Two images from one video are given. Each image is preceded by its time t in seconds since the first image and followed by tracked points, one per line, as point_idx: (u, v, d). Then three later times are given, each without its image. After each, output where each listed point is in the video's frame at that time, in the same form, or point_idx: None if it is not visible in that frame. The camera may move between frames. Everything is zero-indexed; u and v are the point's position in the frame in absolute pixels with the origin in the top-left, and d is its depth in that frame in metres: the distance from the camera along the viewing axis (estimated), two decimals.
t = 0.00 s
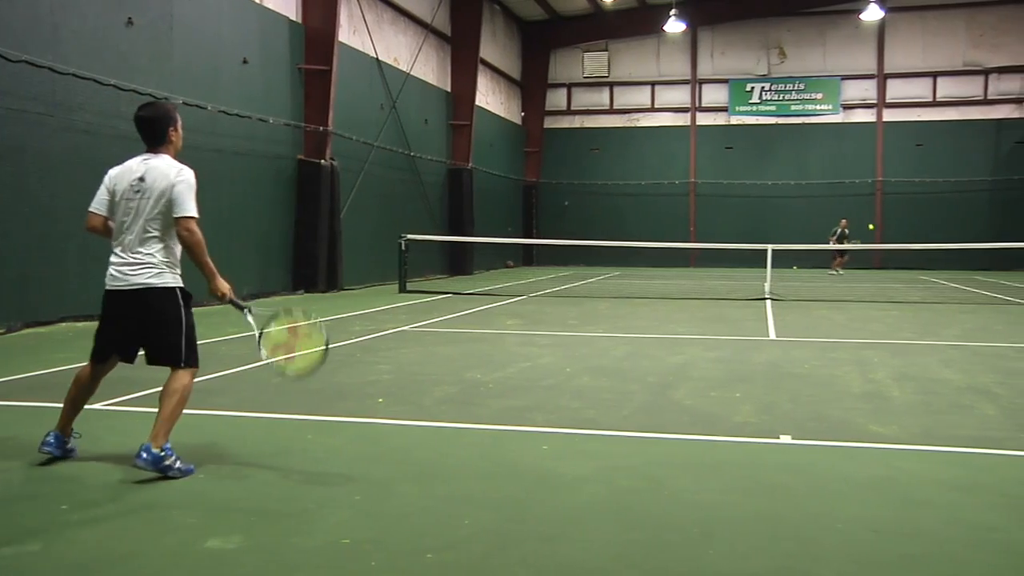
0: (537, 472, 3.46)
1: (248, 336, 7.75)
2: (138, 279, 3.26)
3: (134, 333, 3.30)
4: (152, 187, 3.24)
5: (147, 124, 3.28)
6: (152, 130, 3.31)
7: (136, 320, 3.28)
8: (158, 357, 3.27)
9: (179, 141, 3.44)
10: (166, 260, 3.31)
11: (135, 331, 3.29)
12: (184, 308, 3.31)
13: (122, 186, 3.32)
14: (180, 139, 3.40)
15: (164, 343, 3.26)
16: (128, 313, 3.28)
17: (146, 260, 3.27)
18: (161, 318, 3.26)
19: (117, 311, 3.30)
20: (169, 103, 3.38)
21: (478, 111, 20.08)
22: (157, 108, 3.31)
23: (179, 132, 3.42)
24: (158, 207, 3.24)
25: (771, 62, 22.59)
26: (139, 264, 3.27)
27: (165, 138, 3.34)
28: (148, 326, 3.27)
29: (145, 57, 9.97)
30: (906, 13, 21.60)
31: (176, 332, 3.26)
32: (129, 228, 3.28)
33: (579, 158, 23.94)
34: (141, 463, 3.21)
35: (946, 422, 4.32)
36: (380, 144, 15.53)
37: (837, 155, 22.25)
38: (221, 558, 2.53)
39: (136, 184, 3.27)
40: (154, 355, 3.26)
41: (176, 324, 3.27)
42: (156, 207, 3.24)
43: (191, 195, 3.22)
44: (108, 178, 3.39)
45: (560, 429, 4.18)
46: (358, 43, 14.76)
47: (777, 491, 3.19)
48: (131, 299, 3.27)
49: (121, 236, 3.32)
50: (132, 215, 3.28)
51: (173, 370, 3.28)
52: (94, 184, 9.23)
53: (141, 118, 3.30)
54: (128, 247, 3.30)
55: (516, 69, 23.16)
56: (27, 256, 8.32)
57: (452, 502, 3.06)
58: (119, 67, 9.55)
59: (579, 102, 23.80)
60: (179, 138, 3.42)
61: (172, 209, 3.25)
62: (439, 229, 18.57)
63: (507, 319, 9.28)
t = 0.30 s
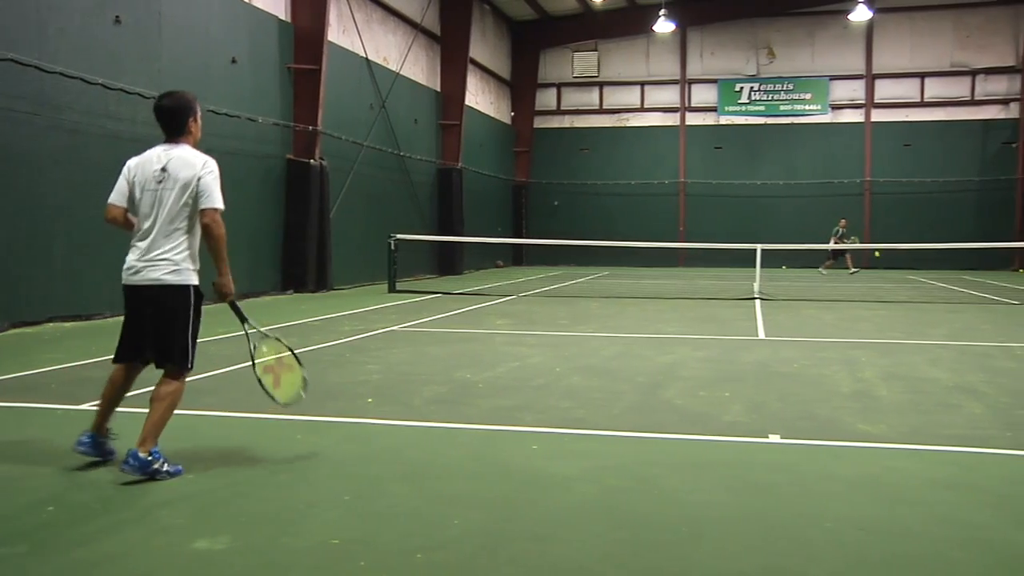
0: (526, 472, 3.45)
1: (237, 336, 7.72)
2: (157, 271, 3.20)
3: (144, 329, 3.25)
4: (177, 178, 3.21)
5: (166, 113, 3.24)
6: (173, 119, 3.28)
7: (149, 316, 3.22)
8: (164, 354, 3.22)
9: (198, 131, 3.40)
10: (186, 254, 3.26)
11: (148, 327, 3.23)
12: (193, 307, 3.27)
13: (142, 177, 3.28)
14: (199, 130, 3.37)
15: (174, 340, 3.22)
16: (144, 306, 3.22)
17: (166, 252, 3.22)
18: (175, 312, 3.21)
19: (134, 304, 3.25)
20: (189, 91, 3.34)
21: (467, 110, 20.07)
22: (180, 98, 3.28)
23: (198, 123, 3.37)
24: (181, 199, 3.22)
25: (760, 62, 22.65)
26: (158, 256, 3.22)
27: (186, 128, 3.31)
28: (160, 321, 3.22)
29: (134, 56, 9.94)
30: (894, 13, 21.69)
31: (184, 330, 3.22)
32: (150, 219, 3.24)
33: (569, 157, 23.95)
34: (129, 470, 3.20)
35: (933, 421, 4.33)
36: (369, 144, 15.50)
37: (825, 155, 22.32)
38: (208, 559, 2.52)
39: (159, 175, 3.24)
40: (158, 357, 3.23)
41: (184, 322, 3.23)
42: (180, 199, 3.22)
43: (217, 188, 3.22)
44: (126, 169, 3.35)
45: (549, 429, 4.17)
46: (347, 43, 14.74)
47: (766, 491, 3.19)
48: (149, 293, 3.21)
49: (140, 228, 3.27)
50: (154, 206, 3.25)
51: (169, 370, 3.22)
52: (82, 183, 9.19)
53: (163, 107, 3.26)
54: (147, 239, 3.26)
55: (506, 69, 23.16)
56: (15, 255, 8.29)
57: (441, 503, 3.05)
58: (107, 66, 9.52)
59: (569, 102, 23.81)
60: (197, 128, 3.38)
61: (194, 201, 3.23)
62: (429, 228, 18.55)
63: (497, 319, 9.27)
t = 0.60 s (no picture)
0: (515, 471, 3.45)
1: (225, 336, 7.71)
2: (175, 247, 3.21)
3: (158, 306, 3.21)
4: (192, 156, 3.25)
5: (180, 91, 3.30)
6: (187, 99, 3.33)
7: (167, 293, 3.19)
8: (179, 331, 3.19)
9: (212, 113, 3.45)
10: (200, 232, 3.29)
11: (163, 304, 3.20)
12: (209, 285, 3.28)
13: (155, 156, 3.31)
14: (213, 110, 3.43)
15: (189, 316, 3.21)
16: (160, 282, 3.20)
17: (182, 228, 3.24)
18: (192, 289, 3.22)
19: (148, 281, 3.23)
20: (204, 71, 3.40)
21: (456, 110, 20.06)
22: (194, 77, 3.33)
23: (212, 104, 3.43)
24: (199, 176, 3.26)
25: (748, 62, 22.72)
26: (174, 232, 3.23)
27: (200, 107, 3.37)
28: (174, 298, 3.20)
29: (120, 55, 9.89)
30: (881, 14, 21.80)
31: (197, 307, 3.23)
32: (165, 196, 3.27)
33: (558, 157, 23.97)
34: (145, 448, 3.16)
35: (921, 420, 4.36)
36: (357, 144, 15.48)
37: (813, 155, 22.39)
38: (196, 559, 2.51)
39: (173, 152, 3.28)
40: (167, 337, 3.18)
41: (200, 300, 3.24)
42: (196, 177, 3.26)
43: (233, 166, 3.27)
44: (138, 149, 3.37)
45: (537, 429, 4.17)
46: (336, 42, 14.74)
47: (754, 490, 3.19)
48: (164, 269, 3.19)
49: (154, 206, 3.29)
50: (169, 183, 3.27)
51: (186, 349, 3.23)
52: (69, 182, 9.15)
53: (177, 86, 3.31)
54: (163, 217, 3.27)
55: (494, 69, 23.16)
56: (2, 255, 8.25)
57: (430, 502, 3.05)
58: (94, 65, 9.49)
59: (557, 102, 23.83)
60: (211, 109, 3.44)
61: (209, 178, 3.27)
62: (418, 228, 18.54)
63: (486, 319, 9.28)
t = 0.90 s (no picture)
0: (501, 471, 3.45)
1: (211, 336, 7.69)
2: (187, 271, 3.11)
3: (181, 329, 3.15)
4: (200, 177, 3.11)
5: (193, 108, 3.18)
6: (198, 115, 3.19)
7: (189, 316, 3.12)
8: (208, 351, 3.17)
9: (226, 128, 3.30)
10: (211, 254, 3.16)
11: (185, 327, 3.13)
12: (231, 300, 3.19)
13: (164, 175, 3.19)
14: (226, 125, 3.27)
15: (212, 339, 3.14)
16: (177, 306, 3.13)
17: (194, 251, 3.13)
18: (211, 310, 3.12)
19: (166, 304, 3.16)
20: (214, 85, 3.24)
21: (441, 110, 20.04)
22: (202, 92, 3.18)
23: (226, 119, 3.28)
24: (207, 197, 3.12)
25: (733, 63, 22.78)
26: (187, 254, 3.13)
27: (212, 123, 3.22)
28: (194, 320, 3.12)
29: (103, 54, 9.82)
30: (865, 15, 21.91)
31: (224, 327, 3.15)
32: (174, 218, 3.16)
33: (543, 157, 23.99)
34: (150, 470, 3.28)
35: (904, 418, 4.40)
36: (343, 143, 15.44)
37: (798, 156, 22.47)
38: (180, 561, 2.50)
39: (181, 172, 3.14)
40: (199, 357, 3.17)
41: (225, 318, 3.16)
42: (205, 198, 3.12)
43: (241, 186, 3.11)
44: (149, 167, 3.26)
45: (522, 429, 4.17)
46: (321, 42, 14.71)
47: (737, 489, 3.21)
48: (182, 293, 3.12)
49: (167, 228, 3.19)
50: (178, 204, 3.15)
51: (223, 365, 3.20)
52: (52, 182, 9.10)
53: (187, 103, 3.17)
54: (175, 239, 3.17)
55: (480, 68, 23.16)
56: None
57: (415, 503, 3.05)
58: (77, 65, 9.43)
59: (543, 102, 23.85)
60: (225, 123, 3.29)
61: (217, 197, 3.12)
62: (403, 228, 18.52)
63: (472, 319, 9.27)
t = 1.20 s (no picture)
0: (487, 471, 3.45)
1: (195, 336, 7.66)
2: (211, 272, 3.12)
3: (209, 329, 3.14)
4: (223, 177, 3.12)
5: (213, 110, 3.17)
6: (218, 117, 3.19)
7: (215, 316, 3.12)
8: (240, 351, 3.13)
9: (249, 128, 3.29)
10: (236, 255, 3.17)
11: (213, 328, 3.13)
12: (259, 301, 3.17)
13: (188, 177, 3.20)
14: (248, 126, 3.27)
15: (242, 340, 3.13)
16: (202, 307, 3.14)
17: (219, 252, 3.14)
18: (235, 311, 3.12)
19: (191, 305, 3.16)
20: (235, 86, 3.23)
21: (427, 109, 20.03)
22: (223, 93, 3.18)
23: (247, 119, 3.27)
24: (230, 198, 3.12)
25: (718, 63, 22.84)
26: (211, 256, 3.14)
27: (234, 124, 3.21)
28: (224, 321, 3.13)
29: (85, 52, 9.77)
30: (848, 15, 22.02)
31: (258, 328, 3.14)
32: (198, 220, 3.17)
33: (529, 157, 23.97)
34: (136, 465, 3.26)
35: (888, 416, 4.42)
36: (328, 142, 15.40)
37: (783, 156, 22.55)
38: (164, 562, 2.48)
39: (205, 174, 3.15)
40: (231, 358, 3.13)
41: (254, 319, 3.14)
42: (227, 199, 3.12)
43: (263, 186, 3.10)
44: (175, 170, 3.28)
45: (507, 429, 4.17)
46: (306, 41, 14.69)
47: (722, 487, 3.22)
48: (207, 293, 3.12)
49: (191, 230, 3.20)
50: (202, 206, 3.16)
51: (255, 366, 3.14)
52: (34, 181, 9.04)
53: (209, 105, 3.17)
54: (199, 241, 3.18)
55: (466, 68, 23.14)
56: None
57: (401, 503, 3.04)
58: (59, 63, 9.37)
59: (529, 102, 23.86)
60: (247, 124, 3.28)
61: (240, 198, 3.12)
62: (388, 227, 18.47)
63: (459, 319, 9.26)
